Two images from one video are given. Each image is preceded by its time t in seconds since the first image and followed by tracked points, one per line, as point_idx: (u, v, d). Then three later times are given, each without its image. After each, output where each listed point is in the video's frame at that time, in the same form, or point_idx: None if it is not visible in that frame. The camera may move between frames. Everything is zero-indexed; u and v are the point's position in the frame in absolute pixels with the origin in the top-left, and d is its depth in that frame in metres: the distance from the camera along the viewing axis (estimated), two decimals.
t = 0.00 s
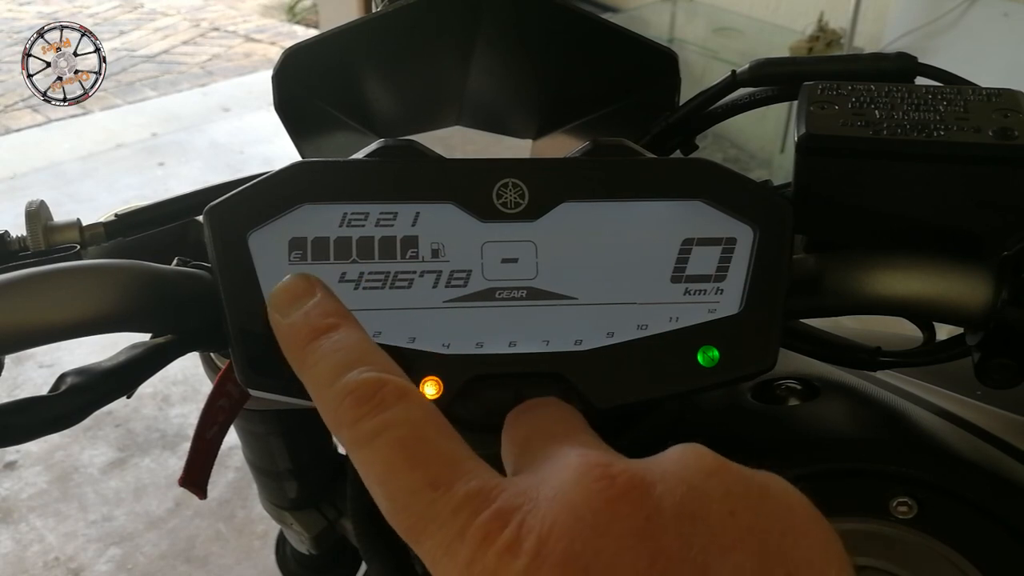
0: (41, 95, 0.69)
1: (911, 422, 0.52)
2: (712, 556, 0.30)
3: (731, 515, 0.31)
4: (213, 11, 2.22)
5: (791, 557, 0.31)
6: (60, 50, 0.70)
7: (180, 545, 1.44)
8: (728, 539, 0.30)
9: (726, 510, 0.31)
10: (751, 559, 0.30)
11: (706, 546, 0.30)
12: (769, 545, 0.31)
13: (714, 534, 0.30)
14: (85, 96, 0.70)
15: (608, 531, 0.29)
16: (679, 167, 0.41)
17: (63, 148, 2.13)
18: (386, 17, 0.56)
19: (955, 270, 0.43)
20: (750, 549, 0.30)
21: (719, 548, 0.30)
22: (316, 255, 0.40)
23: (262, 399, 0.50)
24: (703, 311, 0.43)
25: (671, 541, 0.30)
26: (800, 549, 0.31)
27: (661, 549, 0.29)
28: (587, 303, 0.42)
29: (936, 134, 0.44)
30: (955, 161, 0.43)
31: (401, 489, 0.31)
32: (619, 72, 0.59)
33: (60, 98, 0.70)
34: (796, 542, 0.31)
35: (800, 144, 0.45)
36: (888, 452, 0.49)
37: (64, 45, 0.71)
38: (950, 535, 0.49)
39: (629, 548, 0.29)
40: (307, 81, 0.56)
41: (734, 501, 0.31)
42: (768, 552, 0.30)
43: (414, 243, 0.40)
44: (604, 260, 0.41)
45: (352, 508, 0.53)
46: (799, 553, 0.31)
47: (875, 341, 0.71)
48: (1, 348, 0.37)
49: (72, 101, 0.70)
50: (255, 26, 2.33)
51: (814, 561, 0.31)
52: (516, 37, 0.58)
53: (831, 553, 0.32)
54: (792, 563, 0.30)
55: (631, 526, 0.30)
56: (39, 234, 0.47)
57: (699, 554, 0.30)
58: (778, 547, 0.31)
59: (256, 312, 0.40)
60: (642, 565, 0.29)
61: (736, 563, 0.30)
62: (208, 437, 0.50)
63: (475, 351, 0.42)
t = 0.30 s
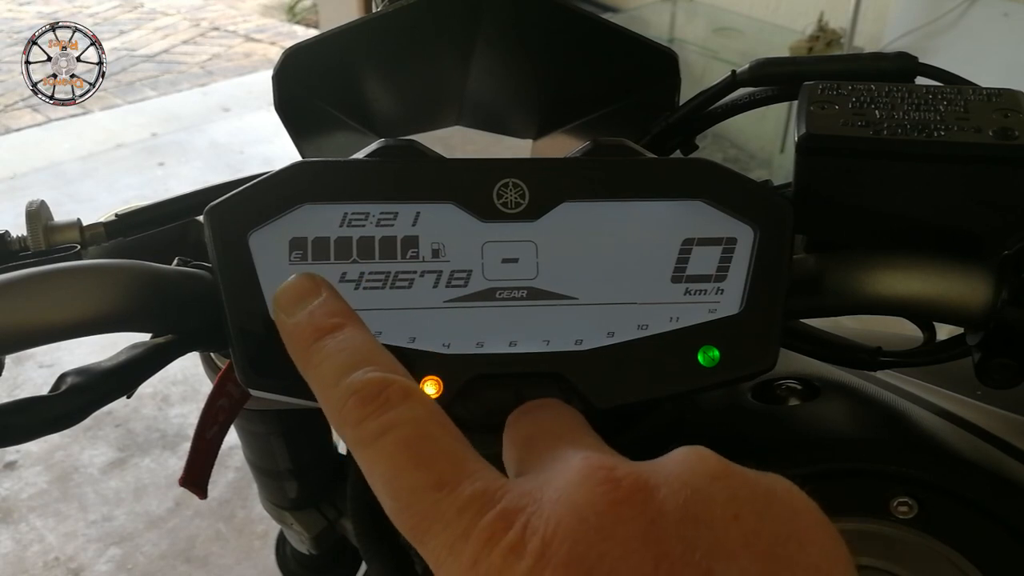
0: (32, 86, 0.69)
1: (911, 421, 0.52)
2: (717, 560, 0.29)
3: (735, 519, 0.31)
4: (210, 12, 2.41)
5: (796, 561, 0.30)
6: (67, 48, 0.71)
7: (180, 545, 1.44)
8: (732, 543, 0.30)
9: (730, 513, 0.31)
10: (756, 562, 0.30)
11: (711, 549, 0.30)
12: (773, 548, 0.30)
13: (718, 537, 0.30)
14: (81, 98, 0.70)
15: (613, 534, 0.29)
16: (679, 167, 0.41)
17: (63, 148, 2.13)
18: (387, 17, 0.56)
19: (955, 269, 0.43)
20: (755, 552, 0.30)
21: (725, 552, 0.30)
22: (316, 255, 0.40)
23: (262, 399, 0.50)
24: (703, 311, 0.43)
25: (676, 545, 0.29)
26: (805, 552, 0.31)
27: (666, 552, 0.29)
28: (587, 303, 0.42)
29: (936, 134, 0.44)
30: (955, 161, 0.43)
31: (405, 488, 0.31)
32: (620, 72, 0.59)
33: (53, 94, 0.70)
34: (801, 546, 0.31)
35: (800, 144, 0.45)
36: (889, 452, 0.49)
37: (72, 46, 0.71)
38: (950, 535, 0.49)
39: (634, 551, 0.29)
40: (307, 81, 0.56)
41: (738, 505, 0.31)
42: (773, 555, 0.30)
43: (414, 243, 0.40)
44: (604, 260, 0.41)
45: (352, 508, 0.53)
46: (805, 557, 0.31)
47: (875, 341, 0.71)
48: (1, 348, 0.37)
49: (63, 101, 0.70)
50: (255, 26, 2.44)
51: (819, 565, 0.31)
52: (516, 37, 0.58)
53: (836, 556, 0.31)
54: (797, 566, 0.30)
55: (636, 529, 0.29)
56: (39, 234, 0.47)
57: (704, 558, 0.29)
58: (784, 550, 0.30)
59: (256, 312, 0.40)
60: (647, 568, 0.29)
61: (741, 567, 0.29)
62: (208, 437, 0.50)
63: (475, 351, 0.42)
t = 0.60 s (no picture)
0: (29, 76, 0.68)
1: (911, 421, 0.52)
2: (722, 563, 0.29)
3: (740, 521, 0.30)
4: (211, 11, 2.22)
5: (801, 563, 0.30)
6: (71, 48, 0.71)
7: (181, 545, 1.44)
8: (737, 546, 0.30)
9: (735, 516, 0.31)
10: (761, 564, 0.30)
11: (715, 552, 0.29)
12: (779, 551, 0.30)
13: (723, 539, 0.30)
14: (78, 99, 0.69)
15: (618, 535, 0.29)
16: (679, 167, 0.41)
17: (63, 148, 2.13)
18: (387, 17, 0.56)
19: (955, 269, 0.43)
20: (759, 555, 0.30)
21: (730, 554, 0.30)
22: (316, 255, 0.40)
23: (262, 399, 0.50)
24: (703, 311, 0.43)
25: (681, 546, 0.29)
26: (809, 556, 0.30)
27: (669, 554, 0.29)
28: (587, 303, 0.42)
29: (936, 134, 0.44)
30: (955, 161, 0.43)
31: (409, 485, 0.31)
32: (620, 72, 0.59)
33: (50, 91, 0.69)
34: (806, 549, 0.31)
35: (800, 144, 0.45)
36: (889, 452, 0.49)
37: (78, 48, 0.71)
38: (950, 535, 0.49)
39: (638, 552, 0.29)
40: (307, 81, 0.56)
41: (743, 508, 0.31)
42: (778, 558, 0.30)
43: (414, 244, 0.40)
44: (604, 260, 0.41)
45: (352, 507, 0.53)
46: (809, 559, 0.30)
47: (875, 341, 0.71)
48: (1, 348, 0.37)
49: (58, 100, 0.69)
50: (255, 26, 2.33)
51: (823, 568, 0.30)
52: (516, 37, 0.58)
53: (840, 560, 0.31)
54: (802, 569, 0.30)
55: (640, 530, 0.29)
56: (39, 234, 0.47)
57: (708, 560, 0.29)
58: (789, 554, 0.30)
59: (256, 312, 0.40)
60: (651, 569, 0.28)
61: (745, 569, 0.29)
62: (208, 437, 0.50)
63: (475, 351, 0.42)
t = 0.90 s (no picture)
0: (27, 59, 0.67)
1: (911, 421, 0.52)
2: None
3: (770, 535, 0.30)
4: (212, 13, 2.31)
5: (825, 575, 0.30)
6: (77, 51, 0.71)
7: (180, 545, 1.44)
8: (764, 560, 0.30)
9: (765, 529, 0.31)
10: None
11: (744, 564, 0.29)
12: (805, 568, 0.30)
13: (751, 552, 0.30)
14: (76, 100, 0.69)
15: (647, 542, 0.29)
16: (679, 167, 0.41)
17: (63, 148, 2.13)
18: (387, 17, 0.56)
19: (955, 269, 0.43)
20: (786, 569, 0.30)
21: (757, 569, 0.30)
22: (316, 255, 0.40)
23: (262, 399, 0.50)
24: (703, 311, 0.43)
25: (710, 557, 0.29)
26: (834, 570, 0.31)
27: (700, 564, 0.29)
28: (587, 303, 0.42)
29: (936, 134, 0.44)
30: (955, 161, 0.43)
31: (445, 459, 0.31)
32: (620, 71, 0.59)
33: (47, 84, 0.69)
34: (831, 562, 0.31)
35: (800, 144, 0.45)
36: (889, 452, 0.49)
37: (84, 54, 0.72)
38: (951, 535, 0.49)
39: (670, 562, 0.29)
40: (307, 82, 0.56)
41: (772, 521, 0.31)
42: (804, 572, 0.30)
43: (414, 243, 0.40)
44: (604, 260, 0.41)
45: (352, 507, 0.53)
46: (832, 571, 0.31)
47: (875, 341, 0.71)
48: (1, 348, 0.37)
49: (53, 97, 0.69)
50: (255, 26, 2.39)
51: None
52: (516, 37, 0.58)
53: None
54: None
55: (672, 539, 0.29)
56: (38, 234, 0.47)
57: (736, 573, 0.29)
58: (813, 566, 0.30)
59: (256, 312, 0.40)
60: None
61: None
62: (208, 437, 0.50)
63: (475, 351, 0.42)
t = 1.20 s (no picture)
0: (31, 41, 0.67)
1: (911, 421, 0.52)
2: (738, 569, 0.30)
3: (755, 530, 0.31)
4: (212, 11, 2.29)
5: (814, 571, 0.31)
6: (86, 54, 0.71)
7: (180, 545, 1.44)
8: (751, 553, 0.30)
9: (750, 524, 0.31)
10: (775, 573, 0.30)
11: (732, 558, 0.30)
12: (792, 562, 0.31)
13: (737, 547, 0.30)
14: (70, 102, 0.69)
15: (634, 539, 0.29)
16: (679, 167, 0.41)
17: (63, 148, 2.13)
18: (387, 17, 0.56)
19: (955, 269, 0.43)
20: (774, 562, 0.30)
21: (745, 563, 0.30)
22: (316, 255, 0.40)
23: (262, 399, 0.50)
24: (703, 311, 0.43)
25: (698, 551, 0.30)
26: (821, 563, 0.31)
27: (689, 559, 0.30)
28: (587, 303, 0.42)
29: (936, 134, 0.44)
30: (955, 161, 0.43)
31: (421, 481, 0.30)
32: (620, 71, 0.59)
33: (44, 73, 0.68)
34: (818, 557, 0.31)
35: (800, 144, 0.45)
36: (889, 452, 0.49)
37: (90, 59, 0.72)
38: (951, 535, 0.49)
39: (659, 556, 0.29)
40: (307, 82, 0.56)
41: (757, 518, 0.31)
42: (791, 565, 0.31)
43: (414, 243, 0.40)
44: (604, 260, 0.41)
45: (352, 507, 0.53)
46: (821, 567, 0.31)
47: (875, 341, 0.71)
48: (1, 348, 0.37)
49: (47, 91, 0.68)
50: (255, 26, 2.36)
51: None
52: (516, 37, 0.58)
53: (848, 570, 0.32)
54: None
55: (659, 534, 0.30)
56: (39, 233, 0.47)
57: (725, 567, 0.30)
58: (799, 560, 0.31)
59: (256, 312, 0.40)
60: None
61: None
62: (208, 437, 0.50)
63: (475, 351, 0.42)
